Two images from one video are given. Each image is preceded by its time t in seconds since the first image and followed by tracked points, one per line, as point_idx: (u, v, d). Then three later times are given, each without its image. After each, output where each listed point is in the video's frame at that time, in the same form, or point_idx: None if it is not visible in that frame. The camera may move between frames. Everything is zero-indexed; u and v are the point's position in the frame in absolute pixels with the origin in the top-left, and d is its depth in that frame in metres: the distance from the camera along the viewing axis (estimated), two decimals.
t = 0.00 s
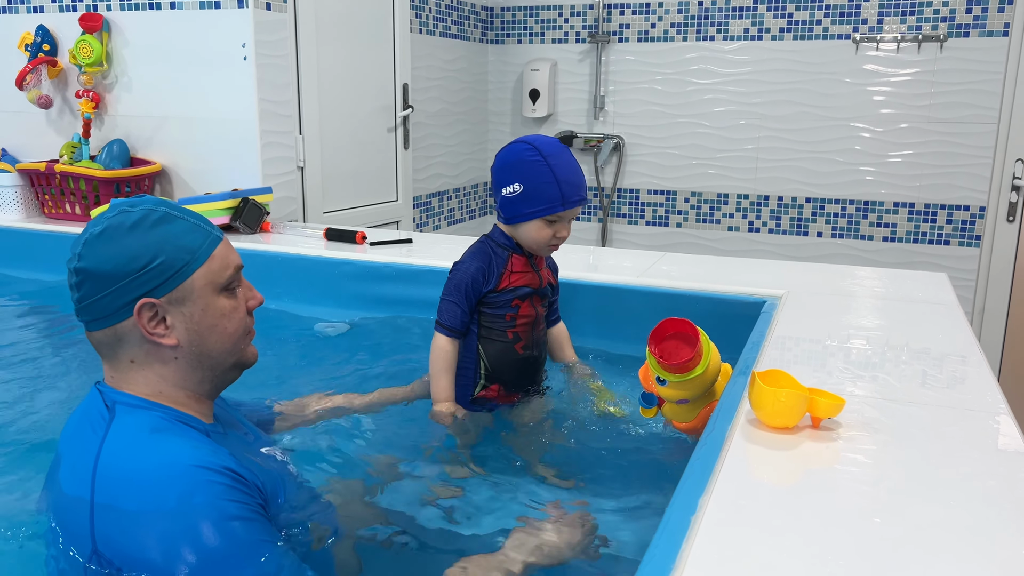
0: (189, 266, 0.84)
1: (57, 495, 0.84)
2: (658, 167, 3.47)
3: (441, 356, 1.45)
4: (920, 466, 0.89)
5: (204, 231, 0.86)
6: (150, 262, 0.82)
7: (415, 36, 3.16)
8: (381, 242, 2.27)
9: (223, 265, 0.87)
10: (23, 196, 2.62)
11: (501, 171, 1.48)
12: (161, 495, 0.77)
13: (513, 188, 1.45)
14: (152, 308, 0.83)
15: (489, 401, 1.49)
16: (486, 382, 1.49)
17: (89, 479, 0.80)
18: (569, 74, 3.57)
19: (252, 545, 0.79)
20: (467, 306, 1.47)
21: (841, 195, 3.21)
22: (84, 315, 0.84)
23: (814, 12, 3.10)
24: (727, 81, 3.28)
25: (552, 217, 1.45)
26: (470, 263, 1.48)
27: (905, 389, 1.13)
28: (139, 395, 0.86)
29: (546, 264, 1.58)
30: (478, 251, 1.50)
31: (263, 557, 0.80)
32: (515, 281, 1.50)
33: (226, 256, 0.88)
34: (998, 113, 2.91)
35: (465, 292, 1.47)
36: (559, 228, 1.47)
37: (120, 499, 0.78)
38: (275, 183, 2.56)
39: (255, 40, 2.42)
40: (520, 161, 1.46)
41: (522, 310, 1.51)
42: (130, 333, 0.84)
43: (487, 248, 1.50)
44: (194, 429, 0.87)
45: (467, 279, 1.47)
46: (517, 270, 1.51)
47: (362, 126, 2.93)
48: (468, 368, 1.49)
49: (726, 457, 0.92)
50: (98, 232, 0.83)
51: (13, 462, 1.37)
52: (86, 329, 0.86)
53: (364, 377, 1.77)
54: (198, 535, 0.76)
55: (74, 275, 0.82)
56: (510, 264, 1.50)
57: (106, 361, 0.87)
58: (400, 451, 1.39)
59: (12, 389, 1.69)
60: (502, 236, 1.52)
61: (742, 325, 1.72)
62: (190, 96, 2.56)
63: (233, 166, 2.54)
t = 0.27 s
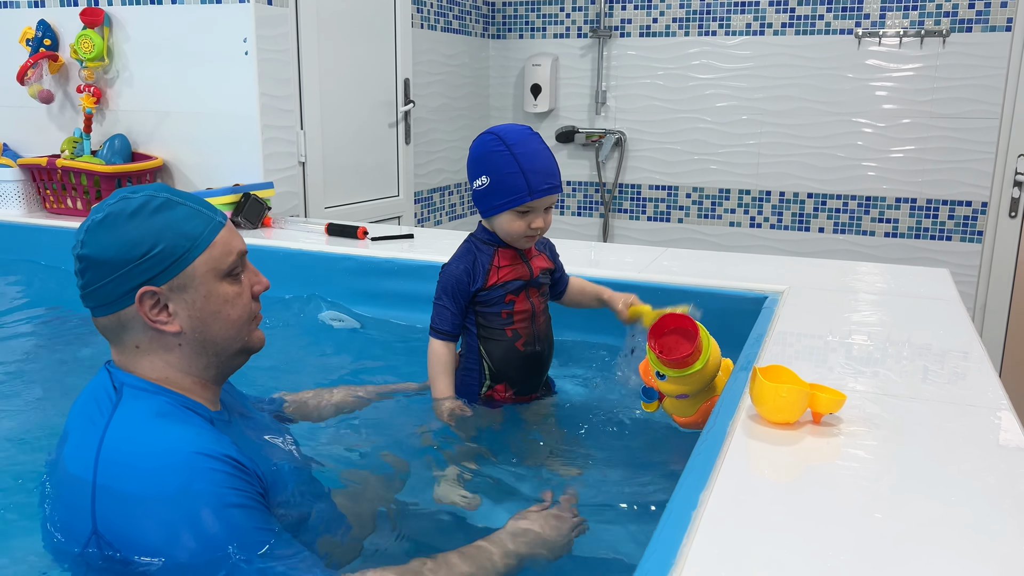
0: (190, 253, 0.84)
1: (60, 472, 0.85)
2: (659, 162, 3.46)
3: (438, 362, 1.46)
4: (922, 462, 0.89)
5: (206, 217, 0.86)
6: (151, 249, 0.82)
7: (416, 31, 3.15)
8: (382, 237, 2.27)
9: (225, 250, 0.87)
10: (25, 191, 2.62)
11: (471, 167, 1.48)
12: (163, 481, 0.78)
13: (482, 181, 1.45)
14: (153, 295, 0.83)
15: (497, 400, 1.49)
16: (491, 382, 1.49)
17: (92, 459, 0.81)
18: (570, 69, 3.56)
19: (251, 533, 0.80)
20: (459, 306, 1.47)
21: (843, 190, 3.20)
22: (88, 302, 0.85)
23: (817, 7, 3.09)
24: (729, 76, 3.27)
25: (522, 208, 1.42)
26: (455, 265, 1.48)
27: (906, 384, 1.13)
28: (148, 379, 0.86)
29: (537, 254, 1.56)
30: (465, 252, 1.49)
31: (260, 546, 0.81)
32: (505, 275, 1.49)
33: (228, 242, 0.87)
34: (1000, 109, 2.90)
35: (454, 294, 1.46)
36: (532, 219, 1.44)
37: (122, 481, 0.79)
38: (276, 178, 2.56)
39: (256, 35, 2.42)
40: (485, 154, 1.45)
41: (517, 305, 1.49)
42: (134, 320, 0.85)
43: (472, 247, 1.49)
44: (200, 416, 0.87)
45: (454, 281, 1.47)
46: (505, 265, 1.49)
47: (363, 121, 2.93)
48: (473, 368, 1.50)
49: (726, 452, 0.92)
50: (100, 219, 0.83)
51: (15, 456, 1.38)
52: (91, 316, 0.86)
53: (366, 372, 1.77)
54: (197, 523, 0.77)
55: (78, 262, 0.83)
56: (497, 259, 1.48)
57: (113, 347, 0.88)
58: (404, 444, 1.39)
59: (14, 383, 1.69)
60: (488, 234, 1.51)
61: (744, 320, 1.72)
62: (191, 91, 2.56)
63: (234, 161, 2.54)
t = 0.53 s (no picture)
0: (217, 252, 0.85)
1: (78, 457, 0.86)
2: (661, 158, 3.46)
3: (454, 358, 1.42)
4: (923, 458, 0.89)
5: (232, 216, 0.87)
6: (179, 248, 0.83)
7: (418, 27, 3.15)
8: (384, 233, 2.27)
9: (252, 249, 0.88)
10: (26, 187, 2.62)
11: (472, 164, 1.46)
12: (177, 471, 0.79)
13: (480, 179, 1.44)
14: (182, 293, 0.84)
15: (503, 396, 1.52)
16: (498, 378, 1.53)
17: (112, 446, 0.82)
18: (571, 65, 3.56)
19: (255, 529, 0.80)
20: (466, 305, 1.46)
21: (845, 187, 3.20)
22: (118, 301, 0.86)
23: (819, 3, 3.09)
24: (731, 72, 3.27)
25: (517, 206, 1.40)
26: (460, 263, 1.48)
27: (907, 381, 1.13)
28: (177, 371, 0.88)
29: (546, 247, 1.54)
30: (471, 251, 1.50)
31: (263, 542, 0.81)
32: (509, 272, 1.48)
33: (255, 240, 0.88)
34: (1003, 105, 2.90)
35: (460, 293, 1.47)
36: (531, 217, 1.41)
37: (138, 468, 0.80)
38: (278, 174, 2.56)
39: (257, 31, 2.41)
40: (483, 152, 1.44)
41: (522, 303, 1.49)
42: (163, 317, 0.86)
43: (478, 245, 1.50)
44: (220, 411, 0.88)
45: (460, 279, 1.47)
46: (509, 262, 1.48)
47: (365, 117, 2.93)
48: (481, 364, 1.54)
49: (728, 448, 0.92)
50: (129, 218, 0.84)
51: (18, 451, 1.38)
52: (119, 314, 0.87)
53: (368, 368, 1.78)
54: (206, 515, 0.78)
55: (108, 261, 0.84)
56: (500, 257, 1.48)
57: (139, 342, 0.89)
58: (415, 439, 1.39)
59: (15, 379, 1.69)
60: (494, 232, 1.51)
61: (746, 316, 1.72)
62: (193, 87, 2.56)
63: (236, 156, 2.54)
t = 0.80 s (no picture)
0: (287, 280, 0.89)
1: (74, 464, 0.91)
2: (662, 156, 3.46)
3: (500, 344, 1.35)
4: (924, 456, 0.89)
5: (305, 249, 0.92)
6: (253, 267, 0.86)
7: (419, 24, 3.14)
8: (385, 230, 2.27)
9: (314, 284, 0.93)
10: (27, 184, 2.62)
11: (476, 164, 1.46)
12: (163, 456, 0.84)
13: (484, 177, 1.44)
14: (242, 312, 0.87)
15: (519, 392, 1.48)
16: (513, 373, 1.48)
17: (102, 444, 0.87)
18: (573, 62, 3.56)
19: (254, 492, 0.85)
20: (499, 297, 1.41)
21: (846, 184, 3.20)
22: (173, 299, 0.88)
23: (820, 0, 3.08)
24: (732, 70, 3.26)
25: (520, 203, 1.39)
26: (479, 262, 1.45)
27: (908, 378, 1.13)
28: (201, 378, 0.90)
29: (562, 244, 1.51)
30: (486, 250, 1.47)
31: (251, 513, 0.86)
32: (526, 270, 1.45)
33: (320, 273, 0.94)
34: (1004, 103, 2.89)
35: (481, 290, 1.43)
36: (536, 213, 1.40)
37: (127, 459, 0.84)
38: (279, 171, 2.56)
39: (258, 28, 2.41)
40: (484, 151, 1.43)
41: (539, 301, 1.47)
42: (214, 328, 0.88)
43: (494, 244, 1.47)
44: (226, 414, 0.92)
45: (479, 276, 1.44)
46: (527, 260, 1.45)
47: (366, 114, 2.92)
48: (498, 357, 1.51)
49: (728, 446, 0.92)
50: (212, 225, 0.87)
51: (20, 447, 1.38)
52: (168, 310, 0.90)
53: (369, 365, 1.78)
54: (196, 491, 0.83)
55: (177, 260, 0.86)
56: (517, 255, 1.45)
57: (177, 342, 0.91)
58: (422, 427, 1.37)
59: (16, 375, 1.69)
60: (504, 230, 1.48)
61: (747, 314, 1.72)
62: (194, 84, 2.56)
63: (237, 154, 2.54)
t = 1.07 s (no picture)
0: (278, 284, 0.91)
1: (73, 468, 0.92)
2: (662, 153, 3.46)
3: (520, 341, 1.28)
4: (924, 454, 0.89)
5: (298, 255, 0.94)
6: (245, 272, 0.88)
7: (419, 22, 3.14)
8: (385, 228, 2.27)
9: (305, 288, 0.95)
10: (27, 182, 2.62)
11: (471, 169, 1.44)
12: (160, 451, 0.84)
13: (479, 184, 1.42)
14: (229, 315, 0.89)
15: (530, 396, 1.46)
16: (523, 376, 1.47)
17: (99, 445, 0.88)
18: (573, 60, 3.55)
19: (255, 478, 0.86)
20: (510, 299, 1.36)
21: (846, 182, 3.20)
22: (164, 299, 0.90)
23: None
24: (733, 67, 3.26)
25: (518, 207, 1.37)
26: (484, 270, 1.42)
27: (909, 376, 1.13)
28: (192, 380, 0.92)
29: (564, 255, 1.49)
30: (487, 258, 1.44)
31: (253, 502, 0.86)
32: (530, 276, 1.42)
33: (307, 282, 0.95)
34: (1006, 101, 2.89)
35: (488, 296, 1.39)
36: (535, 218, 1.38)
37: (124, 458, 0.85)
38: (279, 169, 2.56)
39: (259, 25, 2.41)
40: (478, 156, 1.41)
41: (544, 308, 1.43)
42: (202, 330, 0.91)
43: (495, 252, 1.44)
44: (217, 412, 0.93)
45: (487, 282, 1.40)
46: (530, 266, 1.43)
47: (366, 112, 2.92)
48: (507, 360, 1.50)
49: (728, 444, 0.92)
50: (206, 227, 0.90)
51: (21, 444, 1.39)
52: (160, 309, 0.92)
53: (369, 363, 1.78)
54: (197, 483, 0.84)
55: (168, 260, 0.88)
56: (520, 261, 1.43)
57: (167, 342, 0.94)
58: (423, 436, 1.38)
59: (16, 373, 1.69)
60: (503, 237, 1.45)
61: (747, 312, 1.72)
62: (194, 82, 2.55)
63: (238, 151, 2.54)
